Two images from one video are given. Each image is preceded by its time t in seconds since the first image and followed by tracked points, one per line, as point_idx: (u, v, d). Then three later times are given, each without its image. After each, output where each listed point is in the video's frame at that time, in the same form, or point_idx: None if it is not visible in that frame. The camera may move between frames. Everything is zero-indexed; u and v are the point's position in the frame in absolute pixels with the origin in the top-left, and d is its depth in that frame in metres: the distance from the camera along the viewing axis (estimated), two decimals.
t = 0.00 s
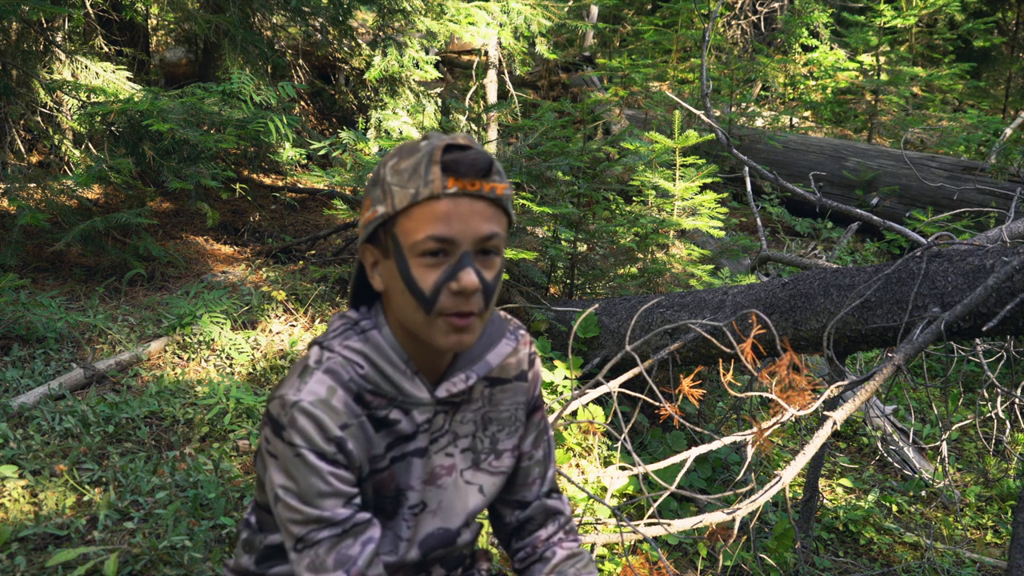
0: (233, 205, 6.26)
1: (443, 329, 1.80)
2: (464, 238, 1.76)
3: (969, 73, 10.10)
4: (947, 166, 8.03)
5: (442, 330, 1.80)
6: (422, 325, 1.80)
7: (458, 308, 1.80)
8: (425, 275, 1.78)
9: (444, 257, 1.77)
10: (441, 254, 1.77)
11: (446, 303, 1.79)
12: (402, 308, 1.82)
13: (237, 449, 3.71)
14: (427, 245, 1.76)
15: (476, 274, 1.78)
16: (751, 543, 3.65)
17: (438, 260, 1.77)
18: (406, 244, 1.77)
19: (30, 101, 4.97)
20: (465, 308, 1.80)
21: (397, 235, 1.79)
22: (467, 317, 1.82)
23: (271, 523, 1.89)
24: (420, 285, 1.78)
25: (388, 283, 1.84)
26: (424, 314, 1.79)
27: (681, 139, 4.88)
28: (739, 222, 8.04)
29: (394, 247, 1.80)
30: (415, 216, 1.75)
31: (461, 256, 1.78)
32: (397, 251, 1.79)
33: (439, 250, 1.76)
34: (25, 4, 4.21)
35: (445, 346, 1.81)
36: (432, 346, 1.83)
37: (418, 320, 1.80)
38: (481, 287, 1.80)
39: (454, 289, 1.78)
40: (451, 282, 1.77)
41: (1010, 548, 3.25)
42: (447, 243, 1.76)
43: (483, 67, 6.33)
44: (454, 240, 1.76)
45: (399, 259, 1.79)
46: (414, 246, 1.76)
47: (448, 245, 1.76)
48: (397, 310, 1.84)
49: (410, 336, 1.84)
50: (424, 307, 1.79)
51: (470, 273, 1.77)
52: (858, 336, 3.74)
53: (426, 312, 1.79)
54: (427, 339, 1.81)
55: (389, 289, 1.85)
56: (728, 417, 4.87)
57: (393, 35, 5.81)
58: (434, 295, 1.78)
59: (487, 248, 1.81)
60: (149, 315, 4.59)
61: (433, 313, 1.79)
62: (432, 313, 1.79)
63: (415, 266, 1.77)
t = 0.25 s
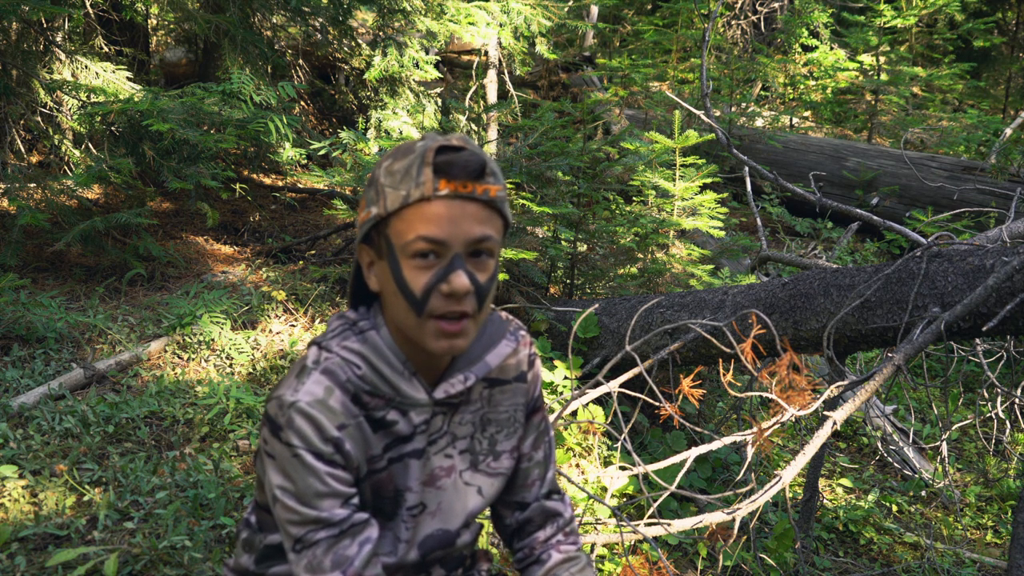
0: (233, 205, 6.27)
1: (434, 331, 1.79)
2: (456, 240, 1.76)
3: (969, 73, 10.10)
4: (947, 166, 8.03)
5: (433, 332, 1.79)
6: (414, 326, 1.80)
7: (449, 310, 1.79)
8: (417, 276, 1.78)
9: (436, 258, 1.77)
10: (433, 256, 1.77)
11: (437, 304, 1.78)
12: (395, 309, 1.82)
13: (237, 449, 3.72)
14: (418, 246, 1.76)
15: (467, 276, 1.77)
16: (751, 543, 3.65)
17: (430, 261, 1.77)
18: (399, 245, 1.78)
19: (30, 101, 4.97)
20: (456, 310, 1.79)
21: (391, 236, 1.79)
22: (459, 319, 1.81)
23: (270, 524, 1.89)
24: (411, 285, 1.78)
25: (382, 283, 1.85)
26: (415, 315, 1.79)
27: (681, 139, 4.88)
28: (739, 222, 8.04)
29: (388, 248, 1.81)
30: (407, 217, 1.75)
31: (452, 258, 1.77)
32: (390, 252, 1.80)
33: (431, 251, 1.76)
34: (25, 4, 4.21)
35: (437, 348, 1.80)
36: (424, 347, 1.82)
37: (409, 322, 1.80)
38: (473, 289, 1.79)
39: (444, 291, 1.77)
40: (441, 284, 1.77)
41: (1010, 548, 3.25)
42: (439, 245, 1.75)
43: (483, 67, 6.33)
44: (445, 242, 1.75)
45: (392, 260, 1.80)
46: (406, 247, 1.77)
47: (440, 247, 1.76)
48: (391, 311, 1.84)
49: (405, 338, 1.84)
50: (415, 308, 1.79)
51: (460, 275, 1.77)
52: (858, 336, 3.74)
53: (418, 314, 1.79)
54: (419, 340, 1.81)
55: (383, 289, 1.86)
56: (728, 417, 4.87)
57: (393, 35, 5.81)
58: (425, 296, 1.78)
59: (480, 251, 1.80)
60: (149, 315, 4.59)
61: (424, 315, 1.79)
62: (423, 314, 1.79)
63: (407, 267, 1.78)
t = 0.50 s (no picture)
0: (233, 205, 6.27)
1: (431, 329, 1.79)
2: (452, 238, 1.76)
3: (969, 73, 10.10)
4: (947, 166, 8.03)
5: (430, 330, 1.79)
6: (411, 324, 1.80)
7: (445, 308, 1.79)
8: (413, 274, 1.78)
9: (432, 255, 1.77)
10: (429, 253, 1.77)
11: (433, 302, 1.78)
12: (392, 307, 1.83)
13: (237, 449, 3.71)
14: (415, 243, 1.76)
15: (463, 274, 1.77)
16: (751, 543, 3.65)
17: (426, 259, 1.77)
18: (395, 242, 1.78)
19: (30, 101, 4.97)
20: (453, 308, 1.79)
21: (387, 234, 1.80)
22: (456, 316, 1.81)
23: (270, 524, 1.89)
24: (408, 284, 1.78)
25: (379, 282, 1.85)
26: (412, 314, 1.79)
27: (681, 140, 4.88)
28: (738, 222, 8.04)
29: (384, 246, 1.81)
30: (403, 214, 1.76)
31: (448, 255, 1.77)
32: (387, 250, 1.80)
33: (427, 248, 1.76)
34: (24, 4, 4.21)
35: (434, 345, 1.81)
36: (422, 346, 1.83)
37: (406, 320, 1.80)
38: (469, 287, 1.79)
39: (441, 289, 1.77)
40: (438, 282, 1.77)
41: (1010, 548, 3.25)
42: (435, 242, 1.75)
43: (483, 67, 6.34)
44: (441, 239, 1.75)
45: (389, 258, 1.80)
46: (403, 245, 1.77)
47: (436, 244, 1.76)
48: (387, 309, 1.84)
49: (403, 337, 1.84)
50: (412, 306, 1.79)
51: (457, 272, 1.77)
52: (858, 336, 3.74)
53: (414, 312, 1.79)
54: (417, 338, 1.81)
55: (380, 288, 1.86)
56: (728, 417, 4.87)
57: (393, 35, 5.81)
58: (421, 294, 1.78)
59: (477, 248, 1.80)
60: (149, 315, 4.59)
61: (420, 313, 1.79)
62: (420, 312, 1.79)
63: (404, 265, 1.78)
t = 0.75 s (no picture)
0: (233, 205, 6.27)
1: (433, 328, 1.79)
2: (453, 238, 1.75)
3: (969, 73, 10.10)
4: (947, 166, 8.03)
5: (432, 330, 1.79)
6: (413, 325, 1.79)
7: (447, 308, 1.79)
8: (415, 275, 1.77)
9: (434, 256, 1.76)
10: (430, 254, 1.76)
11: (436, 303, 1.78)
12: (393, 309, 1.82)
13: (237, 449, 3.71)
14: (416, 244, 1.75)
15: (465, 274, 1.77)
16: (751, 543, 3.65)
17: (428, 260, 1.76)
18: (396, 244, 1.77)
19: (30, 101, 4.97)
20: (455, 308, 1.79)
21: (388, 235, 1.79)
22: (458, 316, 1.81)
23: (270, 525, 1.89)
24: (410, 285, 1.78)
25: (380, 283, 1.84)
26: (414, 314, 1.79)
27: (681, 140, 4.88)
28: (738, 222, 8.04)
29: (385, 247, 1.80)
30: (403, 216, 1.75)
31: (450, 256, 1.76)
32: (388, 251, 1.79)
33: (428, 249, 1.76)
34: (25, 4, 4.21)
35: (436, 345, 1.81)
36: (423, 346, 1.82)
37: (408, 321, 1.80)
38: (472, 287, 1.79)
39: (443, 289, 1.77)
40: (440, 282, 1.76)
41: (1010, 548, 3.25)
42: (437, 243, 1.75)
43: (483, 67, 6.34)
44: (442, 239, 1.75)
45: (389, 259, 1.79)
46: (404, 245, 1.76)
47: (437, 245, 1.75)
48: (388, 310, 1.84)
49: (404, 337, 1.83)
50: (414, 307, 1.78)
51: (459, 273, 1.76)
52: (858, 336, 3.74)
53: (416, 312, 1.78)
54: (418, 339, 1.81)
55: (381, 289, 1.85)
56: (728, 417, 4.87)
57: (393, 35, 5.81)
58: (423, 295, 1.77)
59: (478, 248, 1.80)
60: (149, 315, 4.59)
61: (423, 313, 1.78)
62: (421, 313, 1.78)
63: (405, 266, 1.77)
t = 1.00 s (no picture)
0: (233, 205, 6.27)
1: (452, 328, 1.80)
2: (468, 237, 1.76)
3: (969, 73, 10.10)
4: (947, 166, 8.03)
5: (449, 330, 1.80)
6: (430, 326, 1.79)
7: (466, 307, 1.80)
8: (431, 277, 1.77)
9: (450, 256, 1.77)
10: (446, 255, 1.76)
11: (454, 303, 1.78)
12: (407, 311, 1.81)
13: (237, 449, 3.71)
14: (432, 246, 1.75)
15: (483, 272, 1.78)
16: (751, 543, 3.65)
17: (444, 261, 1.76)
18: (410, 247, 1.76)
19: (30, 101, 4.97)
20: (473, 306, 1.80)
21: (399, 239, 1.77)
22: (474, 314, 1.82)
23: (269, 525, 1.89)
24: (428, 287, 1.77)
25: (390, 286, 1.83)
26: (431, 315, 1.79)
27: (681, 140, 4.88)
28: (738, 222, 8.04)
29: (396, 251, 1.79)
30: (417, 218, 1.74)
31: (466, 255, 1.77)
32: (400, 255, 1.78)
33: (445, 250, 1.76)
34: (25, 4, 4.21)
35: (454, 345, 1.81)
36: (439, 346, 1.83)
37: (425, 322, 1.80)
38: (488, 284, 1.81)
39: (462, 289, 1.78)
40: (459, 282, 1.77)
41: (1010, 548, 3.25)
42: (452, 243, 1.75)
43: (483, 67, 6.34)
44: (458, 239, 1.75)
45: (403, 263, 1.78)
46: (418, 248, 1.75)
47: (453, 245, 1.76)
48: (400, 312, 1.83)
49: (415, 337, 1.84)
50: (431, 308, 1.78)
51: (477, 271, 1.77)
52: (858, 336, 3.74)
53: (434, 314, 1.78)
54: (435, 339, 1.81)
55: (391, 292, 1.84)
56: (728, 417, 4.87)
57: (393, 35, 5.81)
58: (442, 295, 1.77)
59: (490, 246, 1.81)
60: (149, 315, 4.59)
61: (441, 314, 1.79)
62: (439, 313, 1.78)
63: (421, 269, 1.76)
